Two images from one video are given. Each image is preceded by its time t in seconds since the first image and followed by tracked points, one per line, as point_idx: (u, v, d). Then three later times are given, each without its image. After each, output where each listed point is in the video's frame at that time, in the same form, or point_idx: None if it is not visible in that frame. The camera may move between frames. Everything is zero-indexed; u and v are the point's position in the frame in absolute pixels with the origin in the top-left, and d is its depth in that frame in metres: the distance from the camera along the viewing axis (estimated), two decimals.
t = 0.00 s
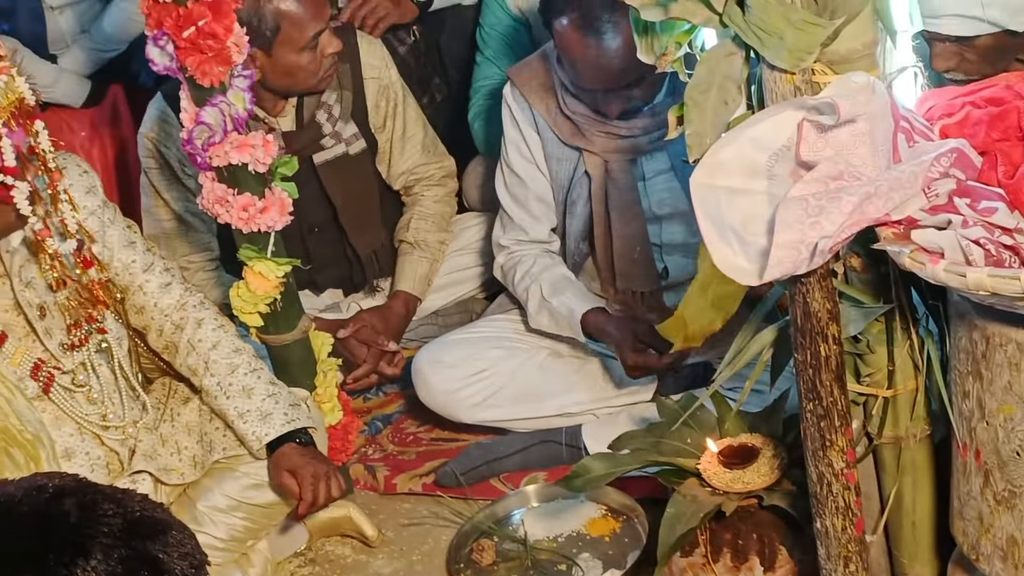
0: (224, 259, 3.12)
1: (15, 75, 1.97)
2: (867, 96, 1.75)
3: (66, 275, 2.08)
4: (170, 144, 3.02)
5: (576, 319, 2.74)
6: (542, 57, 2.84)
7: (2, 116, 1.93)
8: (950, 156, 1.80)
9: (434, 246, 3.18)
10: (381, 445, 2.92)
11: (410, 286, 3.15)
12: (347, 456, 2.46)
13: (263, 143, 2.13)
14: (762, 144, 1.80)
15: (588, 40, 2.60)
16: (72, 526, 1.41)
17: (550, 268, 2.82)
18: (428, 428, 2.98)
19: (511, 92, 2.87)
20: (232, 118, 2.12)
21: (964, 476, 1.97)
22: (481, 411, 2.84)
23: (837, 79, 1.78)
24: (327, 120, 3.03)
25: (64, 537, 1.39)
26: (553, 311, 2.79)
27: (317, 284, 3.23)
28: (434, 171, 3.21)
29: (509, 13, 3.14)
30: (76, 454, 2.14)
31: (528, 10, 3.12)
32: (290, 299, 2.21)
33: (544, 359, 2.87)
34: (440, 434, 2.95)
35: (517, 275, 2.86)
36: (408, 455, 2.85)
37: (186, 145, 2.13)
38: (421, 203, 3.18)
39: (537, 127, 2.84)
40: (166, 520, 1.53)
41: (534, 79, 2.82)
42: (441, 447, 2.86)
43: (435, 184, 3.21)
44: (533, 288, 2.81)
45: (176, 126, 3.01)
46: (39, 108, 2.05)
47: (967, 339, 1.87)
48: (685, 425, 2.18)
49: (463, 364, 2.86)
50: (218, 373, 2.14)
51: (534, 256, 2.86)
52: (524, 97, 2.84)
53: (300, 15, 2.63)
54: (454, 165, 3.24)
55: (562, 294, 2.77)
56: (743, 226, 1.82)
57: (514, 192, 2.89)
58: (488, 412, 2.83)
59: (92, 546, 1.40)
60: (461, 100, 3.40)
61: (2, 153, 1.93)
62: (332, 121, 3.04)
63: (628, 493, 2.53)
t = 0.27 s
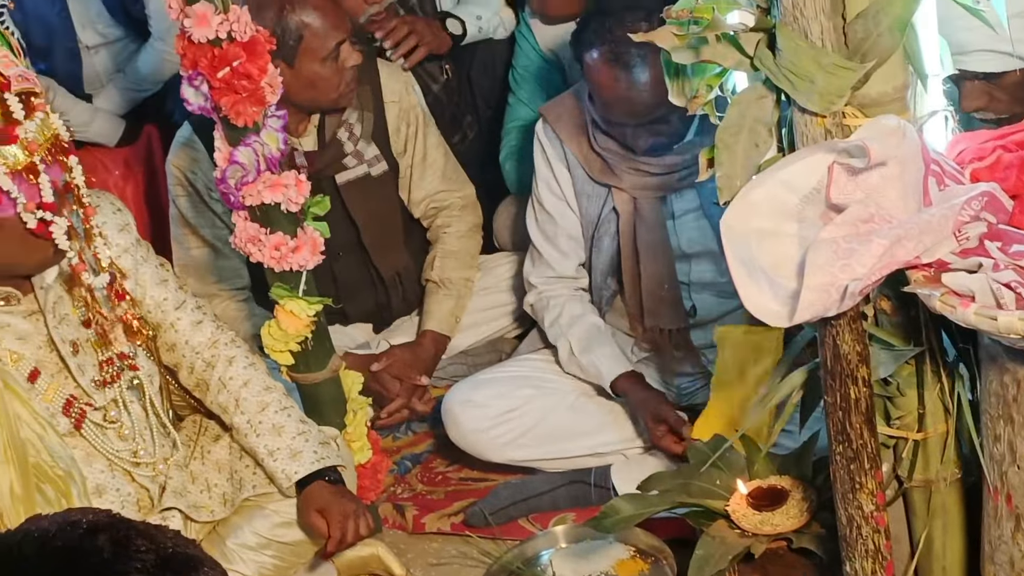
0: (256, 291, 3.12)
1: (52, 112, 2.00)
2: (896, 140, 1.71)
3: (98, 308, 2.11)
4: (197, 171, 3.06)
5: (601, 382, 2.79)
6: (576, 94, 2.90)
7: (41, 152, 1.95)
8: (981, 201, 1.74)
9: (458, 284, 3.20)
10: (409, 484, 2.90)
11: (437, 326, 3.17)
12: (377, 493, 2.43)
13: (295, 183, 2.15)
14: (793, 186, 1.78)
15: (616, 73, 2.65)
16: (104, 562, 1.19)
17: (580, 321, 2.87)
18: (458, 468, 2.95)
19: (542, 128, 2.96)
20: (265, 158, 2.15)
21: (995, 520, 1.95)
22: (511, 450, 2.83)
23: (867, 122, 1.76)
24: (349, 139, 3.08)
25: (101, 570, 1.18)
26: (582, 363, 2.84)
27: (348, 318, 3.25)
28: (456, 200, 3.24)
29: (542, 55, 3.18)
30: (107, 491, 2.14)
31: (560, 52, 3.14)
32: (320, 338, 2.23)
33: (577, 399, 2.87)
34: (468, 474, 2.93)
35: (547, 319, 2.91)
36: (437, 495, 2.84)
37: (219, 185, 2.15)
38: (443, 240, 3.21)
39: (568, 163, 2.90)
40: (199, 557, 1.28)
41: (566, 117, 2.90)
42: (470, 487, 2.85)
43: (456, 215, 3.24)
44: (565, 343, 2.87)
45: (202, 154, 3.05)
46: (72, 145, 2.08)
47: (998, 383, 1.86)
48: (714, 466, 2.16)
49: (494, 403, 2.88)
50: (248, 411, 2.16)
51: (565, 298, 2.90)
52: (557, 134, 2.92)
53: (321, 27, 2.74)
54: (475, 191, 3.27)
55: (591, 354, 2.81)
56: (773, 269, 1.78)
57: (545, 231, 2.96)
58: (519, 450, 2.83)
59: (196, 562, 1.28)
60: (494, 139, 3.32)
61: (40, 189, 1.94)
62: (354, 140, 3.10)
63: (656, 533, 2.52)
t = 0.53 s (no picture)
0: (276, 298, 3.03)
1: (74, 124, 2.02)
2: (922, 150, 1.71)
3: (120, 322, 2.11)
4: (215, 178, 2.97)
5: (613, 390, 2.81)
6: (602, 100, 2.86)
7: (60, 162, 1.97)
8: (1005, 211, 1.68)
9: (479, 293, 3.03)
10: (431, 495, 2.87)
11: (457, 336, 3.03)
12: (398, 503, 2.42)
13: (318, 193, 2.15)
14: (816, 196, 1.76)
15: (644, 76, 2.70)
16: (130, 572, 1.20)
17: (593, 329, 2.87)
18: (480, 478, 2.93)
19: (568, 134, 2.90)
20: (288, 167, 2.15)
21: (1020, 533, 1.94)
22: (535, 458, 2.84)
23: (891, 132, 1.75)
24: (361, 142, 2.90)
25: None
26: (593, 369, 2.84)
27: (368, 326, 3.07)
28: (469, 207, 3.02)
29: (566, 64, 2.89)
30: (129, 499, 2.15)
31: (586, 61, 2.87)
32: (342, 347, 2.23)
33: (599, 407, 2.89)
34: (491, 484, 2.91)
35: (561, 321, 2.90)
36: (458, 506, 2.83)
37: (242, 194, 2.16)
38: (461, 250, 3.01)
39: (592, 170, 2.89)
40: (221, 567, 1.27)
41: (592, 124, 2.86)
42: (491, 497, 2.85)
43: (474, 222, 3.02)
44: (576, 344, 2.86)
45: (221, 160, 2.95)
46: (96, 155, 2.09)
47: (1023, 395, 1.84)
48: (736, 478, 2.17)
49: (517, 412, 2.88)
50: (270, 420, 2.17)
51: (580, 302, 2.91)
52: (580, 141, 2.88)
53: (323, 26, 2.68)
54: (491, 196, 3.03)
55: (603, 361, 2.82)
56: (797, 279, 1.74)
57: (564, 237, 2.93)
58: (543, 459, 2.84)
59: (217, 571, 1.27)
60: (516, 150, 3.01)
61: (59, 200, 1.97)
62: (366, 144, 2.91)
63: (680, 544, 2.52)
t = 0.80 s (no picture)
0: (294, 305, 3.01)
1: (90, 131, 2.00)
2: (941, 158, 1.68)
3: (130, 330, 2.10)
4: (229, 185, 2.95)
5: (609, 400, 2.79)
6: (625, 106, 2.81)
7: (72, 171, 1.96)
8: None
9: (495, 301, 3.02)
10: (449, 503, 2.88)
11: (474, 343, 3.01)
12: (415, 510, 2.43)
13: (337, 200, 2.16)
14: (834, 204, 1.74)
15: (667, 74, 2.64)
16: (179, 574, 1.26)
17: (599, 336, 2.85)
18: (498, 486, 2.94)
19: (587, 140, 2.87)
20: (307, 174, 2.16)
21: None
22: (549, 467, 2.84)
23: (912, 140, 1.72)
24: (374, 149, 2.88)
25: None
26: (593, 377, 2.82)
27: (385, 333, 3.07)
28: (485, 214, 3.01)
29: (586, 71, 2.88)
30: (146, 505, 2.16)
31: (606, 68, 2.87)
32: (360, 354, 2.23)
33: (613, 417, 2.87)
34: (508, 491, 2.92)
35: (566, 324, 2.87)
36: (475, 513, 2.83)
37: (261, 202, 2.17)
38: (478, 258, 3.00)
39: (610, 177, 2.85)
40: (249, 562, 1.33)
41: (613, 129, 2.82)
42: (508, 505, 2.86)
43: (490, 228, 3.01)
44: (581, 348, 2.83)
45: (236, 168, 2.94)
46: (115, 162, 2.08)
47: None
48: (755, 486, 2.18)
49: (532, 421, 2.86)
50: (289, 427, 2.17)
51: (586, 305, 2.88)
52: (600, 147, 2.84)
53: (328, 36, 2.60)
54: (507, 202, 3.02)
55: (606, 368, 2.80)
56: (816, 288, 1.74)
57: (578, 242, 2.89)
58: (557, 468, 2.83)
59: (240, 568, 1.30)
60: (534, 158, 3.00)
61: (70, 208, 1.96)
62: (380, 151, 2.90)
63: (696, 553, 2.51)
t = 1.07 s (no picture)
0: (313, 310, 3.03)
1: (106, 138, 2.00)
2: (963, 167, 1.65)
3: (141, 339, 2.09)
4: (247, 190, 2.96)
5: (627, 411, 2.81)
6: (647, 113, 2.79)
7: (83, 178, 1.95)
8: None
9: (514, 306, 2.99)
10: (466, 509, 2.89)
11: (493, 349, 3.00)
12: (434, 516, 2.43)
13: (357, 205, 2.16)
14: (858, 212, 1.70)
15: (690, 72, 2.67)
16: None
17: (615, 344, 2.85)
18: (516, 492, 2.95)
19: (609, 146, 2.84)
20: (327, 179, 2.16)
21: None
22: (566, 474, 2.86)
23: (934, 147, 1.69)
24: (392, 156, 2.89)
25: None
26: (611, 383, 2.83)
27: (402, 339, 3.06)
28: (504, 220, 2.97)
29: (607, 78, 2.85)
30: (164, 509, 2.16)
31: (627, 75, 2.82)
32: (379, 359, 2.23)
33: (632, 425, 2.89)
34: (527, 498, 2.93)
35: (582, 329, 2.87)
36: (493, 519, 2.85)
37: (281, 206, 2.16)
38: (498, 263, 2.98)
39: (630, 184, 2.83)
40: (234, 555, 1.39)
41: (633, 136, 2.80)
42: (526, 512, 2.86)
43: (509, 235, 2.98)
44: (598, 355, 2.84)
45: (254, 174, 2.95)
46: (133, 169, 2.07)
47: None
48: (774, 494, 2.16)
49: (550, 427, 2.88)
50: (307, 432, 2.17)
51: (603, 311, 2.88)
52: (620, 153, 2.82)
53: (341, 36, 2.59)
54: (526, 207, 2.98)
55: (624, 376, 2.81)
56: (839, 294, 1.72)
57: (595, 248, 2.88)
58: (574, 475, 2.85)
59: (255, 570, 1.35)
60: (555, 165, 2.96)
61: (78, 216, 1.94)
62: (398, 157, 2.90)
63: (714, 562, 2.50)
